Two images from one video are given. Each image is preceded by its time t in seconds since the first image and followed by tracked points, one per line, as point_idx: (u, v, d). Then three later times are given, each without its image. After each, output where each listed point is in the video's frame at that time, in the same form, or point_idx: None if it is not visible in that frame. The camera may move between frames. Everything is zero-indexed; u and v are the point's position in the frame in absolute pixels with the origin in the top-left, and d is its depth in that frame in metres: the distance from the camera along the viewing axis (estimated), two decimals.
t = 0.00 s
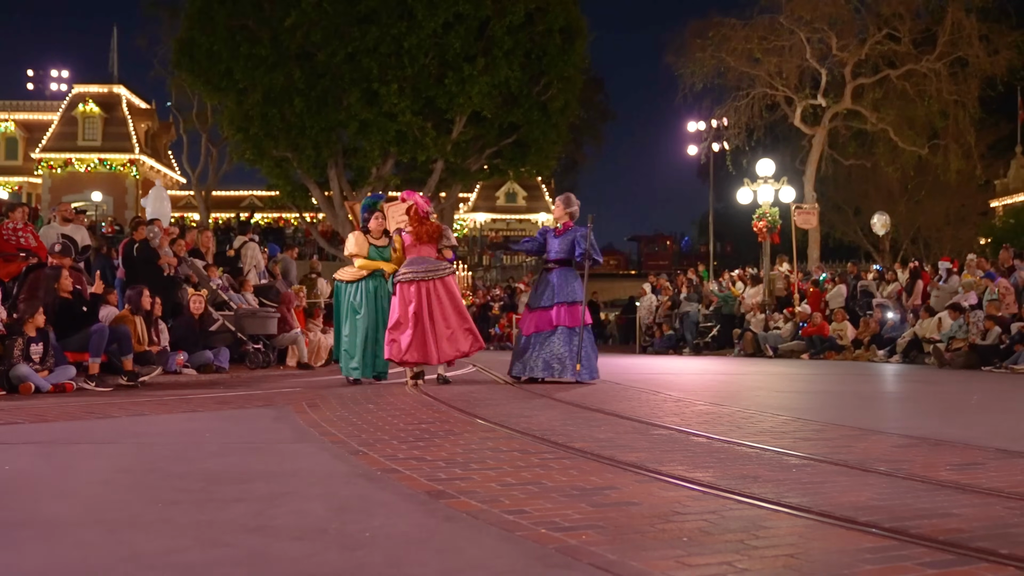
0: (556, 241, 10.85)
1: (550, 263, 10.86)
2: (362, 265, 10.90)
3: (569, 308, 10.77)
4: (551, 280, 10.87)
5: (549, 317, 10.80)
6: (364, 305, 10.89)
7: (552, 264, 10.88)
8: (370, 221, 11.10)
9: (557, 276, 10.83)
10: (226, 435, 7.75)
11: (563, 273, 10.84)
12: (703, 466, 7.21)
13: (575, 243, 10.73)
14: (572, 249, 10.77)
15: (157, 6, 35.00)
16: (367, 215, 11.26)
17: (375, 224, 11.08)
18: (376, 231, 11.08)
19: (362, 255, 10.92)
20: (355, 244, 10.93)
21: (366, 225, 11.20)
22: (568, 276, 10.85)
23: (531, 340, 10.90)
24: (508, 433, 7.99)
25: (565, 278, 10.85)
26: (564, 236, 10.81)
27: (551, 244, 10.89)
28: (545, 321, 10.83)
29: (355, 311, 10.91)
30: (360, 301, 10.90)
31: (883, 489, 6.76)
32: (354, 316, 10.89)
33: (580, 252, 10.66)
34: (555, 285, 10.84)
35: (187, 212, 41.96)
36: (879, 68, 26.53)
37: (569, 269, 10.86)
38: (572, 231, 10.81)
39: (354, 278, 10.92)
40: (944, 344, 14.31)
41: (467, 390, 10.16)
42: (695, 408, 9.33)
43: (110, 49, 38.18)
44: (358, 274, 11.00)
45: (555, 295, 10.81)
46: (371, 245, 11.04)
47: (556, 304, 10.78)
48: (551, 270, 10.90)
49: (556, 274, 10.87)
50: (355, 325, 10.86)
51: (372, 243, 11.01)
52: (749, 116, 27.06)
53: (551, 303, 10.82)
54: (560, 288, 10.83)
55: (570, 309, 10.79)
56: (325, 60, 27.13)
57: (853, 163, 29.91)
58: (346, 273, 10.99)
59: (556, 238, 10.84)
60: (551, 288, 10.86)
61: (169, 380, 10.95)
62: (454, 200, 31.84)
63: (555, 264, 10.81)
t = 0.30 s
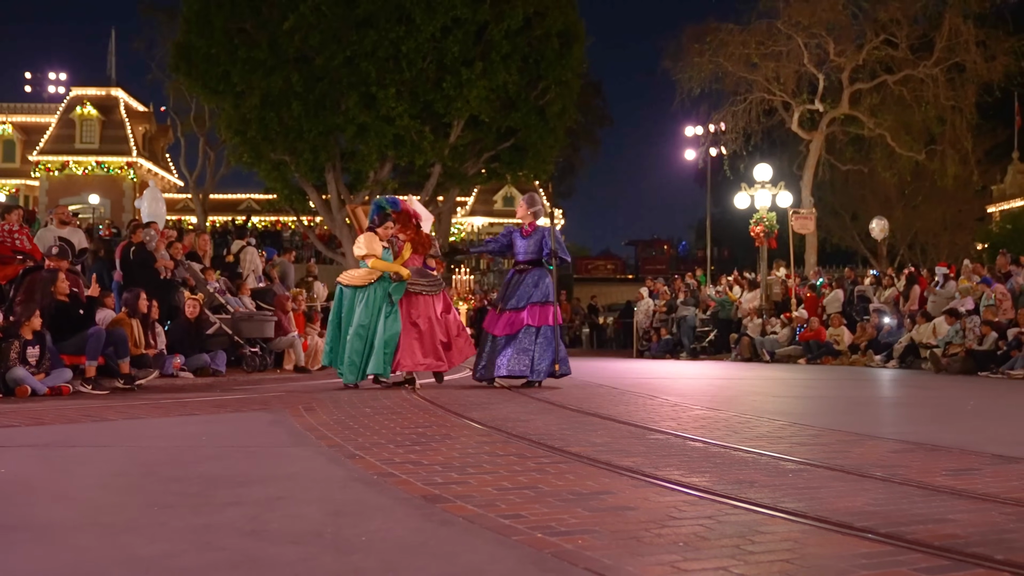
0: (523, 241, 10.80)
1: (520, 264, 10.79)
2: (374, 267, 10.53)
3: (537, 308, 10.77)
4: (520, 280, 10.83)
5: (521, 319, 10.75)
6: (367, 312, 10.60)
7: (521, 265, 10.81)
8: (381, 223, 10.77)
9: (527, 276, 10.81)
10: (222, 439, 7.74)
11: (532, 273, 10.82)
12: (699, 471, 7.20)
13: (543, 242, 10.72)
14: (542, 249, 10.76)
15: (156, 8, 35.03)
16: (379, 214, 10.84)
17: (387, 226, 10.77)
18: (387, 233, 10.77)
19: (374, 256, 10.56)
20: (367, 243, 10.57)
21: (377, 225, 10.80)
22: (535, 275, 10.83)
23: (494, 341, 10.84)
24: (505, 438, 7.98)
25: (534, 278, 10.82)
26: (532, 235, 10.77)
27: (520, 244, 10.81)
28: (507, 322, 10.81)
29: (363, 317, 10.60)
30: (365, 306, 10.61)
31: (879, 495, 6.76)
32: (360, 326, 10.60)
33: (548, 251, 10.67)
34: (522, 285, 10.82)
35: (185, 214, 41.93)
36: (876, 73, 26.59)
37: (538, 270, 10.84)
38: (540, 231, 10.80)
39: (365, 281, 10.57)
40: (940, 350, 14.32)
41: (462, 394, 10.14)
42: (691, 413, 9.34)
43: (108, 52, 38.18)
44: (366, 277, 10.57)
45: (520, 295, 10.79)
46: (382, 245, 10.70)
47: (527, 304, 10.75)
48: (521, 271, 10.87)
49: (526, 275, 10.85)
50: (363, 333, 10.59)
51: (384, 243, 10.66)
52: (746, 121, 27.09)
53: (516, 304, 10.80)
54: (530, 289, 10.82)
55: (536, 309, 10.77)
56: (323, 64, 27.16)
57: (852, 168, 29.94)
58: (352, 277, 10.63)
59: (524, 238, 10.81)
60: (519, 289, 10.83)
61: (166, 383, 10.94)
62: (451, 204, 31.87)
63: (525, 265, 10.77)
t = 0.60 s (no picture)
0: (489, 246, 10.75)
1: (488, 270, 10.71)
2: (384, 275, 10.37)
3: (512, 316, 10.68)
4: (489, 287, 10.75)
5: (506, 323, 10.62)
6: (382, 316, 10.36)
7: (491, 270, 10.76)
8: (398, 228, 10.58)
9: (497, 283, 10.74)
10: (216, 444, 7.75)
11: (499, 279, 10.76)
12: (692, 477, 7.22)
13: (512, 246, 10.65)
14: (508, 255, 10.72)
15: (151, 14, 35.03)
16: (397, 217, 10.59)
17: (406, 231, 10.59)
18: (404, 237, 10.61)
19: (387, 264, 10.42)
20: (379, 250, 10.41)
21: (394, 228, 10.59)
22: (504, 282, 10.77)
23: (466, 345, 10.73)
24: (498, 443, 7.99)
25: (504, 285, 10.78)
26: (499, 240, 10.72)
27: (487, 249, 10.76)
28: (480, 328, 10.68)
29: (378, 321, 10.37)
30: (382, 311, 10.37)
31: (872, 501, 6.78)
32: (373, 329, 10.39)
33: (518, 256, 10.59)
34: (492, 292, 10.72)
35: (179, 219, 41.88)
36: (869, 81, 26.67)
37: (505, 276, 10.80)
38: (508, 235, 10.74)
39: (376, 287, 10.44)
40: (932, 356, 14.34)
41: (455, 399, 10.15)
42: (685, 419, 9.35)
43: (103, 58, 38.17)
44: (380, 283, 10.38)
45: (491, 302, 10.69)
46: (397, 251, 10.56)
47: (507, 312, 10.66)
48: (489, 277, 10.79)
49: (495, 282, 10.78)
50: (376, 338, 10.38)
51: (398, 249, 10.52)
52: (740, 127, 27.11)
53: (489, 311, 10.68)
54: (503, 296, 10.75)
55: (510, 317, 10.67)
56: (319, 70, 27.19)
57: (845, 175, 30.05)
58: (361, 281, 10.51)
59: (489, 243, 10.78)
60: (492, 295, 10.73)
61: (159, 388, 10.92)
62: (446, 210, 31.87)
63: (494, 271, 10.71)
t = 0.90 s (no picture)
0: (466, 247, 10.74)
1: (471, 271, 10.70)
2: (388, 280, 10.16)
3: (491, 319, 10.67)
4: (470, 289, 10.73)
5: (487, 325, 10.61)
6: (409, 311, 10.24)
7: (470, 272, 10.78)
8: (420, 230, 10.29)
9: (478, 285, 10.76)
10: (204, 447, 7.76)
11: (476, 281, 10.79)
12: (679, 480, 7.28)
13: (491, 247, 10.70)
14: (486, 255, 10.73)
15: (140, 17, 34.99)
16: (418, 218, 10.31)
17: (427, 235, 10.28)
18: (425, 243, 10.41)
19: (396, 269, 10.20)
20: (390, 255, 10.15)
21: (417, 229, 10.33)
22: (480, 283, 10.81)
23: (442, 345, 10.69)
24: (486, 446, 8.03)
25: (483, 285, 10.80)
26: (476, 242, 10.73)
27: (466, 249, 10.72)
28: (456, 330, 10.64)
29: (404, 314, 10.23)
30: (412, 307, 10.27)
31: (857, 504, 6.84)
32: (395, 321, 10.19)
33: (498, 256, 10.67)
34: (470, 294, 10.71)
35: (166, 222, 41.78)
36: (855, 87, 26.85)
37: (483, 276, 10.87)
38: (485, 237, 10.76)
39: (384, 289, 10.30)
40: (917, 360, 14.45)
41: (444, 401, 10.19)
42: (672, 422, 9.39)
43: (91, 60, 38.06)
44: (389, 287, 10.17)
45: (469, 304, 10.68)
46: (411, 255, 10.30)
47: (487, 313, 10.65)
48: (467, 277, 10.81)
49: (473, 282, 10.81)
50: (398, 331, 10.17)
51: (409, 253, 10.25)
52: (727, 132, 27.24)
53: (468, 313, 10.65)
54: (482, 297, 10.74)
55: (488, 321, 10.64)
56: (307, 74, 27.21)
57: (831, 179, 30.22)
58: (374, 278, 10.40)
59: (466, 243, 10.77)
60: (472, 296, 10.70)
61: (147, 390, 10.91)
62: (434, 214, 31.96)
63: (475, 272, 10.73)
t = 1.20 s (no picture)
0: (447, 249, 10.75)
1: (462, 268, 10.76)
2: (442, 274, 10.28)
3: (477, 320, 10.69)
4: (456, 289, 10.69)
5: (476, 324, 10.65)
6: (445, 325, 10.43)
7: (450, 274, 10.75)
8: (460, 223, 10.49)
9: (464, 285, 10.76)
10: (182, 451, 7.72)
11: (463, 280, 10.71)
12: (659, 482, 7.29)
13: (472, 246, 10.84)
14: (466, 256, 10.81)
15: (120, 18, 34.84)
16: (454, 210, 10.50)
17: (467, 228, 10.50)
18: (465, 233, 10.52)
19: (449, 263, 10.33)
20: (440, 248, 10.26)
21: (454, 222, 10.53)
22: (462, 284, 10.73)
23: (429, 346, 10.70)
24: (465, 449, 8.02)
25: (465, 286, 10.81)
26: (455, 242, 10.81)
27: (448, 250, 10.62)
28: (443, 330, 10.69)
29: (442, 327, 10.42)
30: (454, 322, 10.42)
31: (836, 506, 6.87)
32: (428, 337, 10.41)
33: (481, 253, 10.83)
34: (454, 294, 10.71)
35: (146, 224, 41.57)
36: (834, 90, 27.01)
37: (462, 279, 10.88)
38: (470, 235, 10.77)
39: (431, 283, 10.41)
40: (895, 361, 14.52)
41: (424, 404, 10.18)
42: (651, 424, 9.41)
43: (71, 61, 37.83)
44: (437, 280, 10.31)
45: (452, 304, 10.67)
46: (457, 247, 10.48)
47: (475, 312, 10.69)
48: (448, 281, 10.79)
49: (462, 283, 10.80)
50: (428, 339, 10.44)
51: (460, 247, 10.42)
52: (707, 135, 27.37)
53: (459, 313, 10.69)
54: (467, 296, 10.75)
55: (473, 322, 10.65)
56: (288, 76, 27.16)
57: (811, 182, 30.35)
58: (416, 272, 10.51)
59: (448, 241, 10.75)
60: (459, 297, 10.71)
61: (126, 393, 10.86)
62: (416, 217, 31.98)
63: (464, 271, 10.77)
